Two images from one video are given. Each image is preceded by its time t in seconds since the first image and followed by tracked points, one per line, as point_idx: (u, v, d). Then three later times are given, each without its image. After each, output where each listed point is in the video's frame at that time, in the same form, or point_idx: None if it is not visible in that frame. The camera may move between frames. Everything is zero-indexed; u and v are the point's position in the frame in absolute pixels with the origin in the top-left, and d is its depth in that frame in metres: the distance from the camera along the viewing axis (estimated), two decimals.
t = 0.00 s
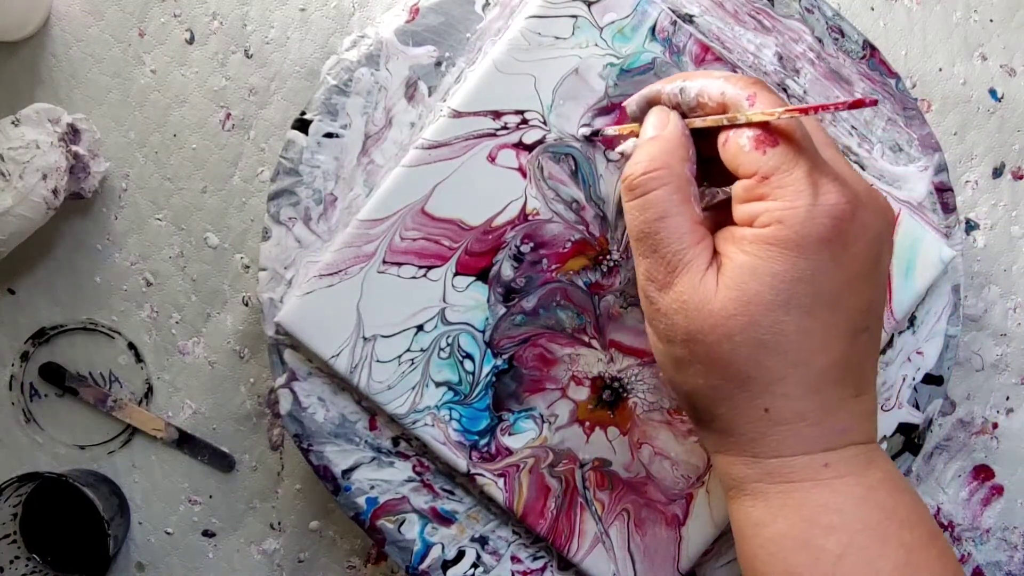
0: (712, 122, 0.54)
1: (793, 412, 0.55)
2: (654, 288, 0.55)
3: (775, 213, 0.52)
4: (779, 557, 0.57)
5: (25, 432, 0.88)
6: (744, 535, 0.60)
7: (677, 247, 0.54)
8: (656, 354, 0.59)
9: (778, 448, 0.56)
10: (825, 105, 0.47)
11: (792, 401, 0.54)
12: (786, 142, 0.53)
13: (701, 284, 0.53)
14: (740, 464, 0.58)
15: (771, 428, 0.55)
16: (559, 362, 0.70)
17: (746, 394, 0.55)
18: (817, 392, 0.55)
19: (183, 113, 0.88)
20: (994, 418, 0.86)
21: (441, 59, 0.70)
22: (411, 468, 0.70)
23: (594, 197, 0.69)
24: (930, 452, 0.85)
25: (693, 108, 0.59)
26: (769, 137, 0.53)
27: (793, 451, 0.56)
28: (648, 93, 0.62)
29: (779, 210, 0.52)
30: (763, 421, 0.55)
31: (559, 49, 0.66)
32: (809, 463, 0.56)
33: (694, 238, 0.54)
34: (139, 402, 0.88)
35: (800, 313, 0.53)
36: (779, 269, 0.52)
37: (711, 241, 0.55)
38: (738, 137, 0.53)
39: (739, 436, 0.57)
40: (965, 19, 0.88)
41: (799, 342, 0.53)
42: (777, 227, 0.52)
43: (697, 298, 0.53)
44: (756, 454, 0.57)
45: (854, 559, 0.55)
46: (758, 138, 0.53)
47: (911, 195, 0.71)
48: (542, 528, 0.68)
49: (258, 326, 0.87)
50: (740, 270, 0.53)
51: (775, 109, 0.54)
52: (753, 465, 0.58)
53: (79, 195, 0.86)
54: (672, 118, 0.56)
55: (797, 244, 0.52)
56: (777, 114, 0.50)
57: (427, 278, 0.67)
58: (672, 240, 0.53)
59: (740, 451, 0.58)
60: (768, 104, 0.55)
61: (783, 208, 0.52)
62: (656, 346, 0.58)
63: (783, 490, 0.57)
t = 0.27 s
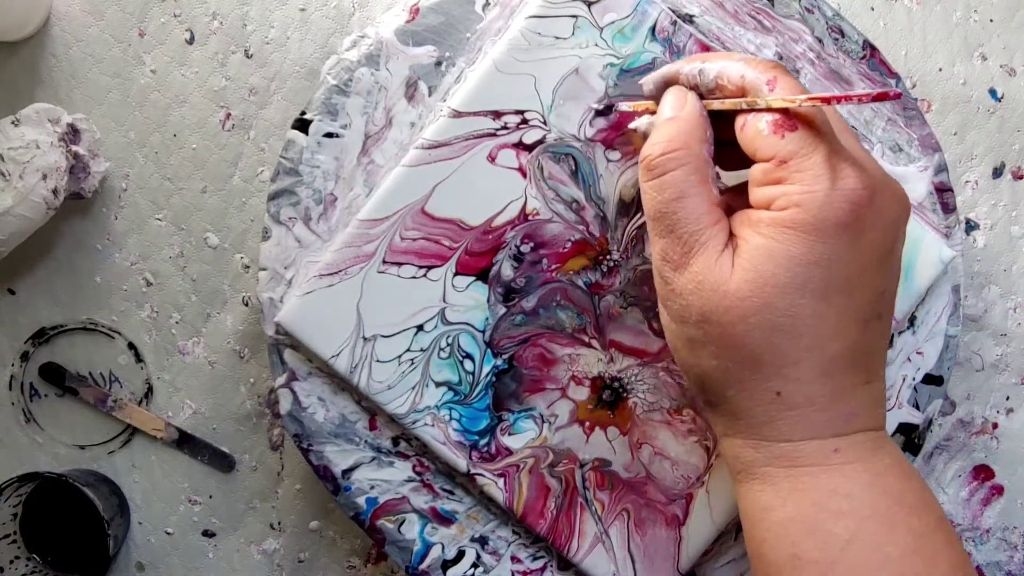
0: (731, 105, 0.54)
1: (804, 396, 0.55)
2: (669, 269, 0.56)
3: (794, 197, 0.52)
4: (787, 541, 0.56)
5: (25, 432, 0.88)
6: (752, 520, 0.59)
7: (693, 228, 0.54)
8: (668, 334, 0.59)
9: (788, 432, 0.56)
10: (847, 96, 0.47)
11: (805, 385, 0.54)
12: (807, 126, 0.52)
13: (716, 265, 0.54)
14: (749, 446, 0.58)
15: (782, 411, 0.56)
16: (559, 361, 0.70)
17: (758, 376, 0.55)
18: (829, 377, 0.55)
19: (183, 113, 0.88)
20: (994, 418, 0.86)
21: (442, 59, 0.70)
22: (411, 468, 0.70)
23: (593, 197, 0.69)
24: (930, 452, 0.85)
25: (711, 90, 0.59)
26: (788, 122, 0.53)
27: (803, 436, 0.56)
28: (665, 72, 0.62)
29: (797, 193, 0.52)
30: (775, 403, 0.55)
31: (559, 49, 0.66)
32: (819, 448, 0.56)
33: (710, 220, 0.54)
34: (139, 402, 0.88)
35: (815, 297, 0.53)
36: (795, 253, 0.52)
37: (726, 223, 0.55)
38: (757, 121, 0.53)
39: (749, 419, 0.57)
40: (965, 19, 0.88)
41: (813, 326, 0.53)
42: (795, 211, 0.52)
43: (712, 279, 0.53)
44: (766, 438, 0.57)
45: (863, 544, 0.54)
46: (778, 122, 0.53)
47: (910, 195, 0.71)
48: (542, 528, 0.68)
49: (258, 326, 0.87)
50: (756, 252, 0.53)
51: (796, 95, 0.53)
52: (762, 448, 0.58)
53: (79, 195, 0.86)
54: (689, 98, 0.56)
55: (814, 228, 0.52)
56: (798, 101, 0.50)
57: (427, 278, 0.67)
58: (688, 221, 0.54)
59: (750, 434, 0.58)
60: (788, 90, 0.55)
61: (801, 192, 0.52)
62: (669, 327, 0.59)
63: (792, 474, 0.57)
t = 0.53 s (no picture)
0: (767, 97, 0.53)
1: (832, 391, 0.53)
2: (697, 258, 0.55)
3: (827, 190, 0.51)
4: (806, 535, 0.55)
5: (25, 432, 0.88)
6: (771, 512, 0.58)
7: (723, 217, 0.53)
8: (693, 324, 0.58)
9: (813, 426, 0.55)
10: (888, 94, 0.46)
11: (832, 380, 0.53)
12: (843, 120, 0.51)
13: (745, 256, 0.53)
14: (772, 439, 0.57)
15: (807, 405, 0.54)
16: (559, 361, 0.70)
17: (785, 369, 0.54)
18: (857, 373, 0.53)
19: (183, 113, 0.88)
20: (994, 418, 0.86)
21: (441, 59, 0.70)
22: (411, 468, 0.70)
23: (593, 197, 0.69)
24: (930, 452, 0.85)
25: (749, 81, 0.57)
26: (824, 116, 0.51)
27: (827, 431, 0.54)
28: (704, 61, 0.60)
29: (830, 187, 0.51)
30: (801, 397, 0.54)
31: (559, 49, 0.66)
32: (843, 444, 0.55)
33: (740, 210, 0.53)
34: (139, 402, 0.88)
35: (845, 291, 0.51)
36: (826, 246, 0.51)
37: (758, 213, 0.54)
38: (793, 113, 0.52)
39: (773, 412, 0.56)
40: (965, 19, 0.88)
41: (842, 320, 0.52)
42: (828, 204, 0.51)
43: (740, 270, 0.53)
44: (789, 432, 0.56)
45: (885, 540, 0.52)
46: (814, 116, 0.51)
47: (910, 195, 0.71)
48: (542, 528, 0.68)
49: (258, 326, 0.87)
50: (786, 244, 0.52)
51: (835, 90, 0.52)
52: (785, 442, 0.56)
53: (79, 195, 0.86)
54: (726, 87, 0.55)
55: (846, 222, 0.51)
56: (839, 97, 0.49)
57: (427, 277, 0.67)
58: (719, 211, 0.53)
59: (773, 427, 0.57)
60: (826, 84, 0.53)
61: (835, 185, 0.51)
62: (695, 318, 0.58)
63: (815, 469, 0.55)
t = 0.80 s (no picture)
0: (803, 106, 0.54)
1: (861, 399, 0.54)
2: (727, 265, 0.56)
3: (861, 200, 0.52)
4: (832, 545, 0.56)
5: (25, 432, 0.88)
6: (797, 522, 0.59)
7: (755, 225, 0.54)
8: (722, 330, 0.59)
9: (839, 435, 0.55)
10: (929, 101, 0.46)
11: (861, 389, 0.54)
12: (880, 129, 0.52)
13: (777, 265, 0.53)
14: (799, 447, 0.58)
15: (835, 414, 0.55)
16: (559, 362, 0.70)
17: (815, 378, 0.54)
18: (887, 382, 0.54)
19: (183, 113, 0.88)
20: (994, 418, 0.86)
21: (442, 59, 0.70)
22: (410, 468, 0.70)
23: (594, 197, 0.69)
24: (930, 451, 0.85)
25: (784, 90, 0.58)
26: (861, 124, 0.52)
27: (854, 440, 0.55)
28: (738, 70, 0.62)
29: (864, 196, 0.52)
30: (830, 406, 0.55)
31: (559, 49, 0.66)
32: (870, 453, 0.55)
33: (773, 218, 0.54)
34: (139, 402, 0.88)
35: (877, 301, 0.52)
36: (858, 256, 0.52)
37: (790, 221, 0.55)
38: (830, 121, 0.53)
39: (800, 419, 0.57)
40: (965, 19, 0.88)
41: (874, 329, 0.53)
42: (862, 214, 0.51)
43: (772, 278, 0.53)
44: (815, 440, 0.57)
45: (910, 552, 0.54)
46: (851, 124, 0.52)
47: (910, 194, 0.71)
48: (542, 528, 0.68)
49: (258, 326, 0.87)
50: (819, 253, 0.52)
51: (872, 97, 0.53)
52: (811, 450, 0.57)
53: (79, 195, 0.86)
54: (760, 95, 0.56)
55: (880, 232, 0.51)
56: (877, 104, 0.50)
57: (427, 277, 0.67)
58: (750, 218, 0.54)
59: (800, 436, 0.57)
60: (863, 92, 0.54)
61: (869, 195, 0.51)
62: (723, 324, 0.58)
63: (843, 478, 0.56)
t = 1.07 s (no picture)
0: (810, 121, 0.53)
1: (866, 416, 0.54)
2: (734, 281, 0.56)
3: (867, 217, 0.51)
4: (840, 560, 0.56)
5: (25, 432, 0.88)
6: (806, 536, 0.59)
7: (761, 241, 0.54)
8: (730, 346, 0.59)
9: (845, 450, 0.56)
10: (932, 112, 0.45)
11: (866, 406, 0.54)
12: (888, 144, 0.51)
13: (782, 282, 0.54)
14: (806, 462, 0.58)
15: (840, 430, 0.55)
16: (558, 361, 0.70)
17: (821, 395, 0.55)
18: (892, 398, 0.54)
19: (183, 113, 0.88)
20: (994, 418, 0.86)
21: (444, 57, 0.70)
22: (409, 466, 0.70)
23: (594, 196, 0.69)
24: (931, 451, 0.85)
25: (793, 105, 0.58)
26: (868, 140, 0.51)
27: (860, 456, 0.56)
28: (746, 87, 0.61)
29: (870, 213, 0.51)
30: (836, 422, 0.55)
31: (562, 49, 0.66)
32: (877, 470, 0.56)
33: (779, 234, 0.54)
34: (139, 402, 0.88)
35: (883, 318, 0.52)
36: (864, 273, 0.52)
37: (797, 237, 0.55)
38: (836, 137, 0.52)
39: (807, 435, 0.57)
40: (965, 19, 0.88)
41: (879, 346, 0.53)
42: (868, 231, 0.51)
43: (778, 295, 0.53)
44: (822, 454, 0.57)
45: (919, 567, 0.54)
46: (858, 140, 0.51)
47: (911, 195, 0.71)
48: (539, 527, 0.68)
49: (258, 326, 0.87)
50: (824, 270, 0.52)
51: (880, 111, 0.52)
52: (818, 464, 0.58)
53: (79, 195, 0.86)
54: (770, 113, 0.56)
55: (886, 249, 0.51)
56: (884, 117, 0.49)
57: (427, 276, 0.67)
58: (756, 234, 0.54)
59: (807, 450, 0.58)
60: (871, 106, 0.53)
61: (876, 213, 0.51)
62: (731, 339, 0.59)
63: (850, 493, 0.57)
